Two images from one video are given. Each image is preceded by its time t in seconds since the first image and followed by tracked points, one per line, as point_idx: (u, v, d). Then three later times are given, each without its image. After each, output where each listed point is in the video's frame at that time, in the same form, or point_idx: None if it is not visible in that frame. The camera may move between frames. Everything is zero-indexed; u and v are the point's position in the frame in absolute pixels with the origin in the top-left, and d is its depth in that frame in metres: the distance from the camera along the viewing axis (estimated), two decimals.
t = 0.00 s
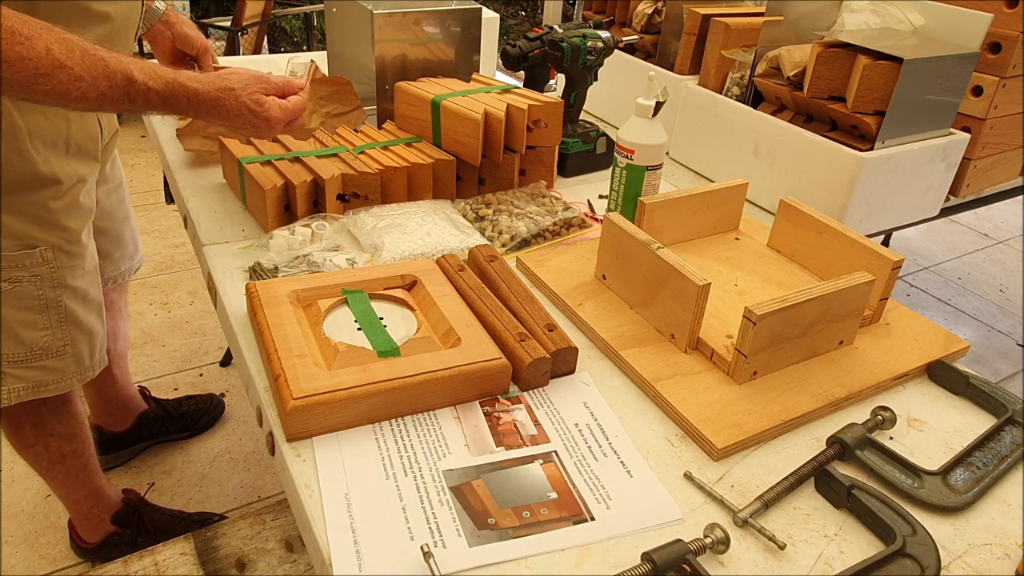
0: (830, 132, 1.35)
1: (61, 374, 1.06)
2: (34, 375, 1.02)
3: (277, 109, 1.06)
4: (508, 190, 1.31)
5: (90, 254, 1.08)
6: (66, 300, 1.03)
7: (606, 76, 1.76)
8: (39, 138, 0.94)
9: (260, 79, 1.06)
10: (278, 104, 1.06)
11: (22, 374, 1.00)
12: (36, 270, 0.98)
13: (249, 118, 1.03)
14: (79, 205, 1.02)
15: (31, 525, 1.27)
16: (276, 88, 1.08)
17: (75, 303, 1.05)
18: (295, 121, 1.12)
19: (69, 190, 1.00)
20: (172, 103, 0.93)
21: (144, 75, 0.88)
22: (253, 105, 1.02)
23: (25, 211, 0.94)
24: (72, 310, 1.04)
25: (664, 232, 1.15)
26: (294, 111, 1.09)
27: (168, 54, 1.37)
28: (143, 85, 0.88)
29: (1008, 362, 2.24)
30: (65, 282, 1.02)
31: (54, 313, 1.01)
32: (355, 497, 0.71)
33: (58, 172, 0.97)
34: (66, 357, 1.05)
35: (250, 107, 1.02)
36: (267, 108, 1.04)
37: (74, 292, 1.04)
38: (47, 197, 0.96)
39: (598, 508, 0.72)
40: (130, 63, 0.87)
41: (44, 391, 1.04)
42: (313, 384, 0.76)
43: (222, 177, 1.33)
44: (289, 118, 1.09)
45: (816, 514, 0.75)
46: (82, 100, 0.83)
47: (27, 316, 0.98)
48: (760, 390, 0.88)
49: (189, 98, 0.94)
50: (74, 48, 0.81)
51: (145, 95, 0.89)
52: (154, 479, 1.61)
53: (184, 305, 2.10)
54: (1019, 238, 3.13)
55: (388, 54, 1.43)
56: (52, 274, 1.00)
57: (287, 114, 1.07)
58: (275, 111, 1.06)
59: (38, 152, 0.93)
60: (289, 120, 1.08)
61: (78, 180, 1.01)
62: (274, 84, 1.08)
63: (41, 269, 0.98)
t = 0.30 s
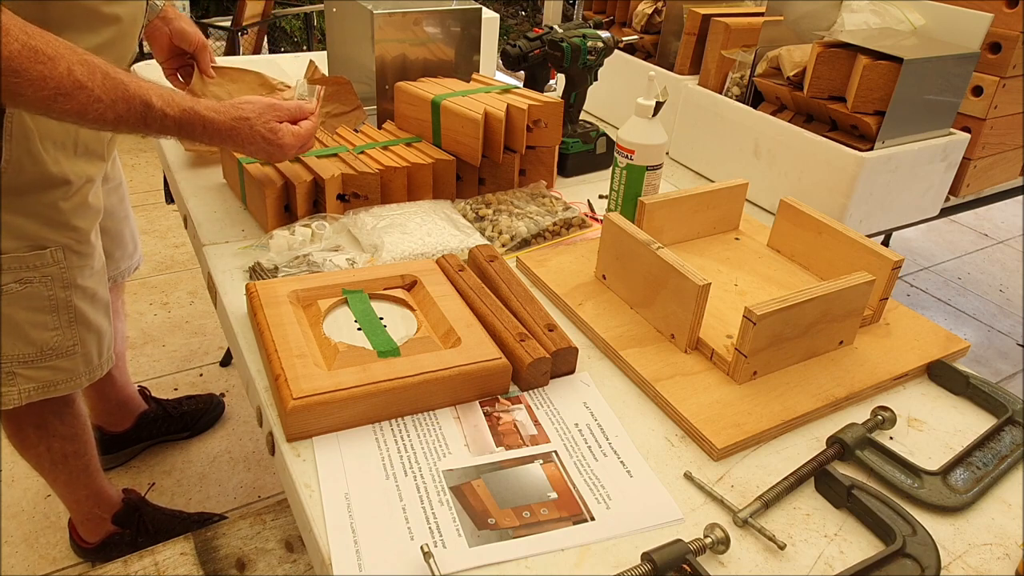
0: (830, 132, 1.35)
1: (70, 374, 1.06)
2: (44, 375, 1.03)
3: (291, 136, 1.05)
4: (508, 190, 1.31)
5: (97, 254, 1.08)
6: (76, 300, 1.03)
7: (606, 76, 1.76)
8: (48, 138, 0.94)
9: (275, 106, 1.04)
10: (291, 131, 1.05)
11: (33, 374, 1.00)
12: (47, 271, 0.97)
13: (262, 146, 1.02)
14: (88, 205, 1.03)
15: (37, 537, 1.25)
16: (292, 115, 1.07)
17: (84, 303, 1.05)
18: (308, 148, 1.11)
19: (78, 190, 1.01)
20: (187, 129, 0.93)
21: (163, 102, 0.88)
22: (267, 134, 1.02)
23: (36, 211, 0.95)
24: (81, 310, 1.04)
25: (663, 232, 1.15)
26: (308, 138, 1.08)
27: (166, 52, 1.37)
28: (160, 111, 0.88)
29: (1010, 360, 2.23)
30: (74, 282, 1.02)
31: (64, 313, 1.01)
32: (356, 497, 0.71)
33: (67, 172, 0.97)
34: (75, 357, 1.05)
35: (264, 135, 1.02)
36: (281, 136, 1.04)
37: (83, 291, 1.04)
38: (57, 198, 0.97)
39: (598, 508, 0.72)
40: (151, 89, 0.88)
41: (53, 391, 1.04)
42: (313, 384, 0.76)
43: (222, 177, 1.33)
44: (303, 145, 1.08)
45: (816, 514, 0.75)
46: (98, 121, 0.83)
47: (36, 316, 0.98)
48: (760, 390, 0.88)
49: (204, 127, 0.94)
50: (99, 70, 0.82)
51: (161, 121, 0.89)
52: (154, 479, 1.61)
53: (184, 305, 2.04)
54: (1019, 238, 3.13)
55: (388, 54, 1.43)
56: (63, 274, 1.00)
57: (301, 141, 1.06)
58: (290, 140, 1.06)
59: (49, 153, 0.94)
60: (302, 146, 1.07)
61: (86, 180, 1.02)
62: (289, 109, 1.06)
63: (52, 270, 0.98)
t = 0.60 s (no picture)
0: (830, 132, 1.35)
1: (76, 373, 1.06)
2: (50, 375, 1.03)
3: (297, 150, 1.05)
4: (508, 190, 1.31)
5: (102, 254, 1.08)
6: (82, 300, 1.03)
7: (606, 76, 1.76)
8: (55, 139, 0.94)
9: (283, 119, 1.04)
10: (298, 144, 1.05)
11: (39, 374, 1.00)
12: (53, 271, 0.97)
13: (267, 157, 1.02)
14: (93, 205, 1.03)
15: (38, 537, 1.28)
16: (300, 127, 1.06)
17: (90, 302, 1.05)
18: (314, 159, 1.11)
19: (84, 190, 1.01)
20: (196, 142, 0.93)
21: (173, 115, 0.88)
22: (275, 147, 1.02)
23: (42, 212, 0.95)
24: (87, 310, 1.04)
25: (663, 232, 1.15)
26: (314, 150, 1.08)
27: (163, 51, 1.35)
28: (169, 123, 0.88)
29: (1008, 361, 2.22)
30: (80, 281, 1.02)
31: (70, 313, 1.01)
32: (356, 497, 0.71)
33: (74, 172, 0.97)
34: (81, 357, 1.05)
35: (271, 148, 1.02)
36: (288, 148, 1.04)
37: (89, 291, 1.04)
38: (63, 198, 0.97)
39: (598, 508, 0.72)
40: (162, 102, 0.88)
41: (59, 391, 1.04)
42: (313, 384, 0.76)
43: (222, 177, 1.33)
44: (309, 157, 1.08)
45: (816, 514, 0.75)
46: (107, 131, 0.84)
47: (43, 316, 0.98)
48: (760, 390, 0.88)
49: (212, 139, 0.94)
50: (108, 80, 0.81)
51: (170, 133, 0.89)
52: (155, 479, 1.61)
53: (184, 305, 2.09)
54: (1019, 238, 3.13)
55: (387, 54, 1.43)
56: (69, 274, 1.00)
57: (307, 154, 1.07)
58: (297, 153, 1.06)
59: (56, 154, 0.94)
60: (308, 158, 1.08)
61: (92, 179, 1.02)
62: (296, 122, 1.05)
63: (58, 269, 0.98)
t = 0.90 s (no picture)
0: (830, 132, 1.35)
1: (75, 373, 1.06)
2: (51, 375, 1.03)
3: (299, 150, 1.05)
4: (508, 190, 1.31)
5: (103, 254, 1.08)
6: (83, 300, 1.03)
7: (606, 75, 1.76)
8: (57, 140, 0.94)
9: (285, 118, 1.04)
10: (300, 145, 1.05)
11: (39, 374, 1.00)
12: (54, 270, 0.97)
13: (269, 157, 1.02)
14: (95, 205, 1.03)
15: (38, 538, 1.29)
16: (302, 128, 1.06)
17: (91, 303, 1.05)
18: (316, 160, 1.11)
19: (86, 191, 1.01)
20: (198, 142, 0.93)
21: (174, 115, 0.88)
22: (276, 147, 1.02)
23: (44, 212, 0.95)
24: (88, 310, 1.04)
25: (663, 232, 1.15)
26: (316, 151, 1.08)
27: (164, 55, 1.36)
28: (171, 124, 0.88)
29: (1008, 361, 2.22)
30: (81, 282, 1.02)
31: (71, 313, 1.01)
32: (356, 497, 0.71)
33: (76, 173, 0.97)
34: (80, 357, 1.05)
35: (273, 148, 1.02)
36: (290, 149, 1.04)
37: (90, 291, 1.04)
38: (65, 198, 0.97)
39: (598, 508, 0.72)
40: (163, 102, 0.88)
41: (59, 390, 1.04)
42: (313, 384, 0.76)
43: (222, 177, 1.33)
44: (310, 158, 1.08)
45: (816, 514, 0.75)
46: (109, 131, 0.84)
47: (43, 316, 0.98)
48: (760, 390, 0.88)
49: (214, 139, 0.94)
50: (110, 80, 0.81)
51: (172, 133, 0.89)
52: (155, 479, 1.61)
53: (184, 305, 2.09)
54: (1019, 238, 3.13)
55: (388, 54, 1.43)
56: (70, 274, 1.00)
57: (309, 154, 1.07)
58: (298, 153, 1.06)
59: (58, 154, 0.94)
60: (309, 159, 1.08)
61: (94, 180, 1.02)
62: (298, 122, 1.05)
63: (59, 269, 0.98)
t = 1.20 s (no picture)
0: (830, 132, 1.35)
1: (73, 374, 1.06)
2: (49, 375, 1.03)
3: (289, 156, 1.01)
4: (508, 190, 1.31)
5: (101, 254, 1.08)
6: (80, 300, 1.03)
7: (605, 75, 1.76)
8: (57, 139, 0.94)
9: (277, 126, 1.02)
10: (290, 150, 1.01)
11: (37, 374, 1.00)
12: (53, 270, 0.97)
13: (256, 162, 0.99)
14: (93, 205, 1.03)
15: (39, 537, 1.24)
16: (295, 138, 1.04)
17: (88, 302, 1.05)
18: (311, 172, 1.07)
19: (84, 190, 1.01)
20: (179, 140, 0.91)
21: (153, 111, 0.87)
22: (262, 149, 0.98)
23: (43, 212, 0.95)
24: (85, 309, 1.04)
25: (663, 232, 1.15)
26: (309, 160, 1.05)
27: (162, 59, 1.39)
28: (149, 120, 0.87)
29: (1009, 361, 2.22)
30: (79, 281, 1.02)
31: (69, 313, 1.01)
32: (356, 497, 0.71)
33: (75, 172, 0.97)
34: (78, 357, 1.05)
35: (259, 151, 0.98)
36: (277, 153, 1.00)
37: (87, 291, 1.04)
38: (64, 198, 0.97)
39: (598, 508, 0.72)
40: (144, 99, 0.87)
41: (57, 390, 1.04)
42: (314, 384, 0.76)
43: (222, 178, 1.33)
44: (302, 167, 1.04)
45: (816, 514, 0.75)
46: (86, 128, 0.82)
47: (42, 316, 0.98)
48: (760, 390, 0.88)
49: (196, 138, 0.92)
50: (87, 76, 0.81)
51: (151, 130, 0.87)
52: (154, 479, 1.61)
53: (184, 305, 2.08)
54: (1019, 238, 3.13)
55: (388, 54, 1.43)
56: (68, 274, 1.00)
57: (299, 161, 1.03)
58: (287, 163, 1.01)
59: (57, 153, 0.94)
60: (300, 167, 1.04)
61: (92, 180, 1.02)
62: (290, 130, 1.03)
63: (58, 269, 0.98)
